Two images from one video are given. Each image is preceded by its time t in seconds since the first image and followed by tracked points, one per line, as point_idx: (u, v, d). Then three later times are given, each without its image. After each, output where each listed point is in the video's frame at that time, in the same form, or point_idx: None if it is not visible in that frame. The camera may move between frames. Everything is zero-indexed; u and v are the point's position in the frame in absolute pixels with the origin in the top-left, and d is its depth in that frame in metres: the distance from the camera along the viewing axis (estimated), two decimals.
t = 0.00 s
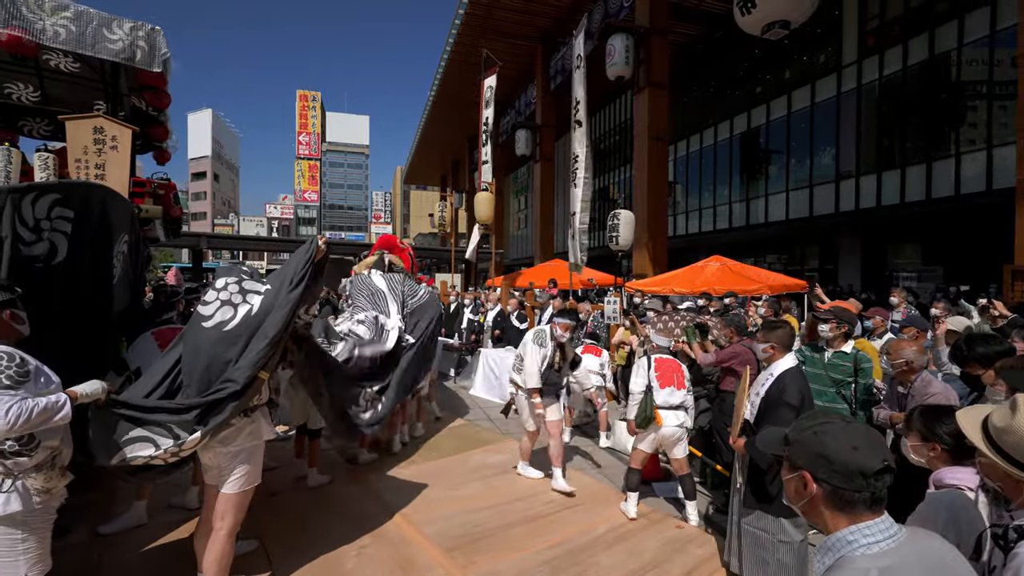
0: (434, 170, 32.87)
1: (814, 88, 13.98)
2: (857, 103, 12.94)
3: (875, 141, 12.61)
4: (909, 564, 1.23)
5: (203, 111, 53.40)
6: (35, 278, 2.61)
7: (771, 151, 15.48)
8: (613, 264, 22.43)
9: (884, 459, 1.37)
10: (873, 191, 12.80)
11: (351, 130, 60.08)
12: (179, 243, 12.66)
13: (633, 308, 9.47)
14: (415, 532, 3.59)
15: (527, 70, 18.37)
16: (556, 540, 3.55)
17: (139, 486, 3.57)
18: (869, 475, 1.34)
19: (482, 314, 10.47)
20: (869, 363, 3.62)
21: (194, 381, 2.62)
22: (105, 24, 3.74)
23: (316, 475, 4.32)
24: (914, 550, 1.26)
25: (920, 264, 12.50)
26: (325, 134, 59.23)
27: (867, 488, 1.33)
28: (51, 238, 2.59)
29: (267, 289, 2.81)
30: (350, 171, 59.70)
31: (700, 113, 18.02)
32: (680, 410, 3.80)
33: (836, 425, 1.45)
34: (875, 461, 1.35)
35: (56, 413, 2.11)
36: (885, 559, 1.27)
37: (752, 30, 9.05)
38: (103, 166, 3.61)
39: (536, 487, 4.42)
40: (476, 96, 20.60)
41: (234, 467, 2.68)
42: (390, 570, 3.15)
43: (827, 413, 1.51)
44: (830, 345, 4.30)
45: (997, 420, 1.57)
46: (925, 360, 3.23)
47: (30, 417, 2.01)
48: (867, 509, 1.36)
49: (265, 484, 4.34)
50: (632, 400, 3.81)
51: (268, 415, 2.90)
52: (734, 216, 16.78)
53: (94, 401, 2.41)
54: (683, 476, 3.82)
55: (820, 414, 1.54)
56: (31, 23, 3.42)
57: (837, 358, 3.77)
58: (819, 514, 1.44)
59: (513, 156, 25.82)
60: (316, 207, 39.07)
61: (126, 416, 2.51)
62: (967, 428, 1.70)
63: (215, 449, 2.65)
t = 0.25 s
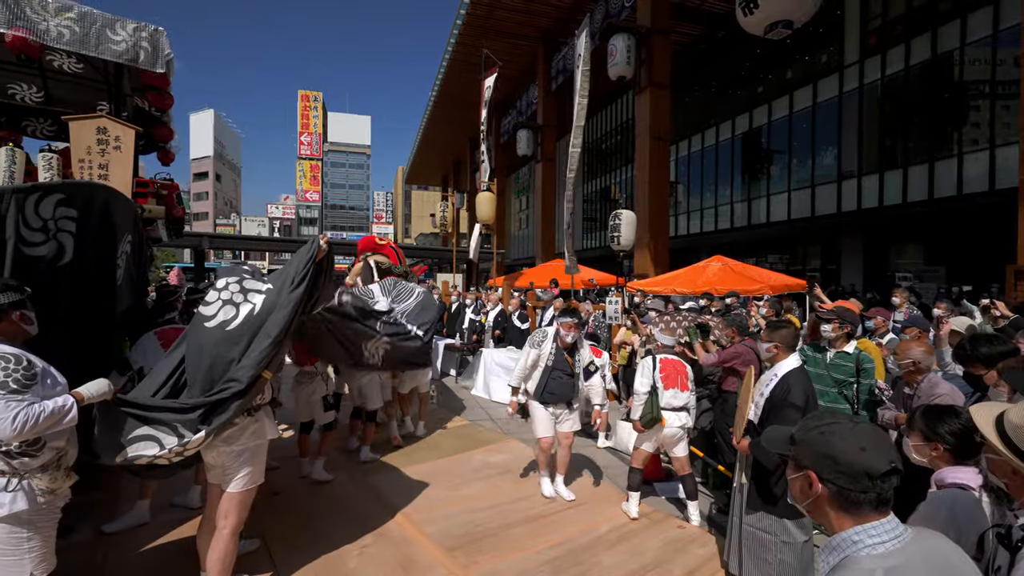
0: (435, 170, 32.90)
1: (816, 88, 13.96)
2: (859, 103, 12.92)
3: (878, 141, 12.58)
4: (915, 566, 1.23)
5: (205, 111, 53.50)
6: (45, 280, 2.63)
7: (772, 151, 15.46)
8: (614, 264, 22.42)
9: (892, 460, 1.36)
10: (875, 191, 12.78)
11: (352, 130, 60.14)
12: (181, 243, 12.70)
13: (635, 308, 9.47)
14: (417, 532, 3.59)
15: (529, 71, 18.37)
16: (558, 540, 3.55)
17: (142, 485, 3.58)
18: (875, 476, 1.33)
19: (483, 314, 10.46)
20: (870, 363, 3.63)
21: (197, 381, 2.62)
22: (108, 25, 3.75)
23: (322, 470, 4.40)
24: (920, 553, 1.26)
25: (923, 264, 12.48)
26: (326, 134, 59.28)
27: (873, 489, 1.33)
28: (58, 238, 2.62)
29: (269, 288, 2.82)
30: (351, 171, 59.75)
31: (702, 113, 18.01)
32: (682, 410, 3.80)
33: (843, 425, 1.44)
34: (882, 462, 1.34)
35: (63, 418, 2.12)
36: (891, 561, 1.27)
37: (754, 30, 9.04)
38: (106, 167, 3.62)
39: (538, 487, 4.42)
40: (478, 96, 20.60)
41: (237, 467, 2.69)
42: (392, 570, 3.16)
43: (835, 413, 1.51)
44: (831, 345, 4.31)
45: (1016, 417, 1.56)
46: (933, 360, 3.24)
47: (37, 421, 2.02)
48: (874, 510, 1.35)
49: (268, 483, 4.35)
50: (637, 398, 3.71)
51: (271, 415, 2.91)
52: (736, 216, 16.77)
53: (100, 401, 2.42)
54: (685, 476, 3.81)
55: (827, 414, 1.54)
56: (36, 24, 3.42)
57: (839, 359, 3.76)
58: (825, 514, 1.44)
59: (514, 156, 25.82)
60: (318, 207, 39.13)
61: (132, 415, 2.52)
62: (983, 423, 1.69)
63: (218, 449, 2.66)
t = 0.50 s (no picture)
0: (438, 171, 32.94)
1: (820, 87, 13.93)
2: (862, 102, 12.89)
3: (881, 141, 12.54)
4: (923, 566, 1.24)
5: (209, 112, 53.67)
6: (53, 280, 2.64)
7: (775, 151, 15.43)
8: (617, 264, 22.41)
9: (906, 461, 1.36)
10: (879, 190, 12.74)
11: (355, 131, 60.26)
12: (185, 243, 12.75)
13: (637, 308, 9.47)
14: (420, 531, 3.60)
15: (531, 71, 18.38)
16: (561, 539, 3.56)
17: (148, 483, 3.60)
18: (889, 477, 1.33)
19: (485, 314, 10.48)
20: (874, 364, 3.62)
21: (204, 379, 2.63)
22: (114, 27, 3.78)
23: (337, 464, 4.51)
24: (931, 554, 1.27)
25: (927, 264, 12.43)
26: (329, 134, 59.41)
27: (887, 490, 1.33)
28: (66, 238, 2.65)
29: (271, 287, 2.84)
30: (354, 171, 59.87)
31: (705, 113, 17.99)
32: (686, 411, 3.80)
33: (853, 425, 1.45)
34: (895, 464, 1.34)
35: (70, 420, 2.14)
36: (899, 561, 1.28)
37: (757, 30, 9.02)
38: (112, 168, 3.65)
39: (541, 486, 4.43)
40: (480, 96, 20.62)
41: (243, 464, 2.70)
42: (396, 568, 3.17)
43: (846, 413, 1.50)
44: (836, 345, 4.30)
45: (1011, 417, 1.59)
46: (937, 361, 3.23)
47: (45, 423, 2.04)
48: (886, 510, 1.35)
49: (273, 482, 4.37)
50: (642, 399, 3.69)
51: (276, 413, 2.93)
52: (739, 216, 16.74)
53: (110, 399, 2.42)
54: (688, 477, 3.81)
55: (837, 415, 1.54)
56: (42, 26, 3.45)
57: (843, 358, 3.76)
58: (837, 514, 1.44)
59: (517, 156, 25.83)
60: (321, 207, 39.22)
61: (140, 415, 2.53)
62: (977, 423, 1.71)
63: (225, 447, 2.67)
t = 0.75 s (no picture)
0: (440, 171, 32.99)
1: (824, 86, 13.87)
2: (867, 101, 12.82)
3: (886, 140, 12.48)
4: (940, 567, 1.24)
5: (213, 113, 53.90)
6: (60, 280, 2.66)
7: (779, 150, 15.38)
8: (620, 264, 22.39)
9: (926, 462, 1.36)
10: (884, 189, 12.68)
11: (358, 131, 60.42)
12: (191, 242, 12.81)
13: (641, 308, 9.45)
14: (425, 531, 3.61)
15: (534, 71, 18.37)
16: (566, 540, 3.56)
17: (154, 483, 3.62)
18: (910, 478, 1.33)
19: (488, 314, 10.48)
20: (881, 365, 3.62)
21: (212, 377, 2.63)
22: (121, 29, 3.80)
23: (343, 464, 4.52)
24: (952, 554, 1.27)
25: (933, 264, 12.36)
26: (333, 134, 59.54)
27: (908, 491, 1.33)
28: (74, 238, 2.67)
29: (276, 287, 2.87)
30: (357, 171, 59.99)
31: (708, 113, 17.95)
32: (692, 412, 3.80)
33: (872, 426, 1.43)
34: (917, 464, 1.34)
35: (78, 420, 2.17)
36: (919, 564, 1.28)
37: (761, 29, 8.99)
38: (118, 169, 3.67)
39: (545, 487, 4.43)
40: (483, 96, 20.62)
41: (248, 463, 2.72)
42: (401, 568, 3.17)
43: (861, 413, 1.50)
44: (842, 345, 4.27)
45: (1008, 419, 1.61)
46: (944, 362, 3.22)
47: (53, 425, 2.07)
48: (904, 513, 1.36)
49: (278, 481, 4.38)
50: (649, 400, 3.69)
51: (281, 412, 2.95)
52: (742, 215, 16.70)
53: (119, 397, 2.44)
54: (693, 478, 3.81)
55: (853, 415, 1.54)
56: (50, 28, 3.48)
57: (848, 359, 3.78)
58: (853, 514, 1.44)
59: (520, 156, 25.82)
60: (324, 207, 39.34)
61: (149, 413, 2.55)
62: (973, 425, 1.74)
63: (231, 447, 2.69)
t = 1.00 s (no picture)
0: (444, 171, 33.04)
1: (829, 85, 13.81)
2: (872, 100, 12.75)
3: (892, 139, 12.42)
4: (956, 569, 1.24)
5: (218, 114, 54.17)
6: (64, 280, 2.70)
7: (784, 150, 15.32)
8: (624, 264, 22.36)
9: (943, 462, 1.36)
10: (890, 188, 12.60)
11: (362, 132, 60.59)
12: (196, 242, 12.89)
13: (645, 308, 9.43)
14: (429, 530, 3.61)
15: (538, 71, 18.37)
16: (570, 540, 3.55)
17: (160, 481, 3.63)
18: (929, 479, 1.33)
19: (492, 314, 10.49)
20: (887, 366, 3.59)
21: (221, 373, 2.65)
22: (127, 31, 3.82)
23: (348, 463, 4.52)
24: (967, 558, 1.27)
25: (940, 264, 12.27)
26: (337, 135, 59.74)
27: (926, 491, 1.33)
28: (79, 238, 2.71)
29: (284, 284, 2.87)
30: (361, 172, 60.15)
31: (712, 112, 17.90)
32: (698, 412, 3.79)
33: (889, 426, 1.43)
34: (935, 465, 1.34)
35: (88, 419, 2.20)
36: (936, 566, 1.27)
37: (766, 28, 8.95)
38: (125, 170, 3.69)
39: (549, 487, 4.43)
40: (487, 96, 20.62)
41: (253, 461, 2.73)
42: (405, 568, 3.18)
43: (878, 413, 1.50)
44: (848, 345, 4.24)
45: (1012, 418, 1.62)
46: (951, 362, 3.20)
47: (63, 423, 2.10)
48: (921, 514, 1.36)
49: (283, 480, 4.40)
50: (654, 400, 3.68)
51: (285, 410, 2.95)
52: (747, 215, 16.64)
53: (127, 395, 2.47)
54: (698, 478, 3.80)
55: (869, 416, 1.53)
56: (58, 31, 3.51)
57: (854, 359, 3.74)
58: (867, 515, 1.44)
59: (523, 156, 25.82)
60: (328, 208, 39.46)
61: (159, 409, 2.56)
62: (979, 426, 1.74)
63: (235, 444, 2.71)
